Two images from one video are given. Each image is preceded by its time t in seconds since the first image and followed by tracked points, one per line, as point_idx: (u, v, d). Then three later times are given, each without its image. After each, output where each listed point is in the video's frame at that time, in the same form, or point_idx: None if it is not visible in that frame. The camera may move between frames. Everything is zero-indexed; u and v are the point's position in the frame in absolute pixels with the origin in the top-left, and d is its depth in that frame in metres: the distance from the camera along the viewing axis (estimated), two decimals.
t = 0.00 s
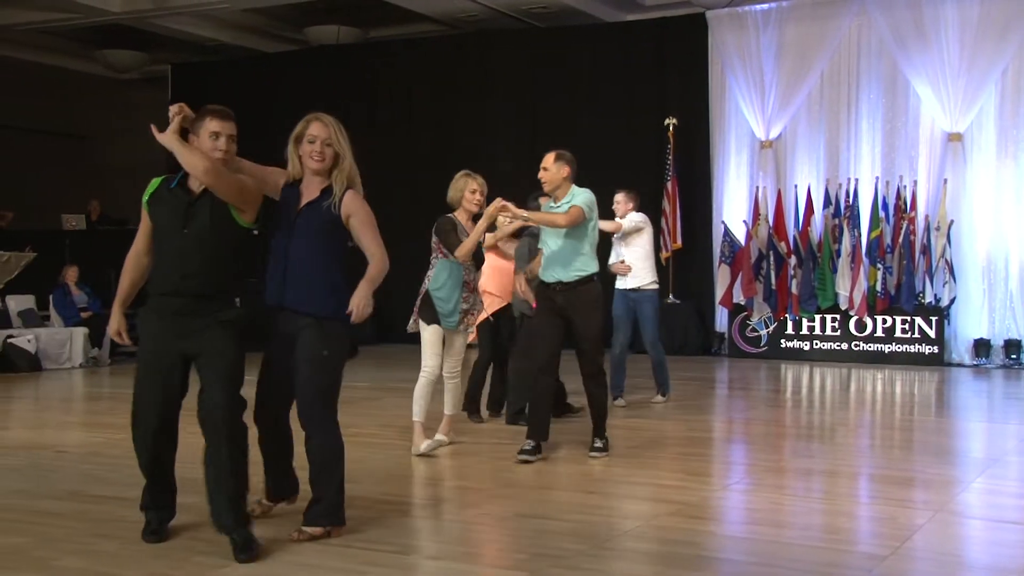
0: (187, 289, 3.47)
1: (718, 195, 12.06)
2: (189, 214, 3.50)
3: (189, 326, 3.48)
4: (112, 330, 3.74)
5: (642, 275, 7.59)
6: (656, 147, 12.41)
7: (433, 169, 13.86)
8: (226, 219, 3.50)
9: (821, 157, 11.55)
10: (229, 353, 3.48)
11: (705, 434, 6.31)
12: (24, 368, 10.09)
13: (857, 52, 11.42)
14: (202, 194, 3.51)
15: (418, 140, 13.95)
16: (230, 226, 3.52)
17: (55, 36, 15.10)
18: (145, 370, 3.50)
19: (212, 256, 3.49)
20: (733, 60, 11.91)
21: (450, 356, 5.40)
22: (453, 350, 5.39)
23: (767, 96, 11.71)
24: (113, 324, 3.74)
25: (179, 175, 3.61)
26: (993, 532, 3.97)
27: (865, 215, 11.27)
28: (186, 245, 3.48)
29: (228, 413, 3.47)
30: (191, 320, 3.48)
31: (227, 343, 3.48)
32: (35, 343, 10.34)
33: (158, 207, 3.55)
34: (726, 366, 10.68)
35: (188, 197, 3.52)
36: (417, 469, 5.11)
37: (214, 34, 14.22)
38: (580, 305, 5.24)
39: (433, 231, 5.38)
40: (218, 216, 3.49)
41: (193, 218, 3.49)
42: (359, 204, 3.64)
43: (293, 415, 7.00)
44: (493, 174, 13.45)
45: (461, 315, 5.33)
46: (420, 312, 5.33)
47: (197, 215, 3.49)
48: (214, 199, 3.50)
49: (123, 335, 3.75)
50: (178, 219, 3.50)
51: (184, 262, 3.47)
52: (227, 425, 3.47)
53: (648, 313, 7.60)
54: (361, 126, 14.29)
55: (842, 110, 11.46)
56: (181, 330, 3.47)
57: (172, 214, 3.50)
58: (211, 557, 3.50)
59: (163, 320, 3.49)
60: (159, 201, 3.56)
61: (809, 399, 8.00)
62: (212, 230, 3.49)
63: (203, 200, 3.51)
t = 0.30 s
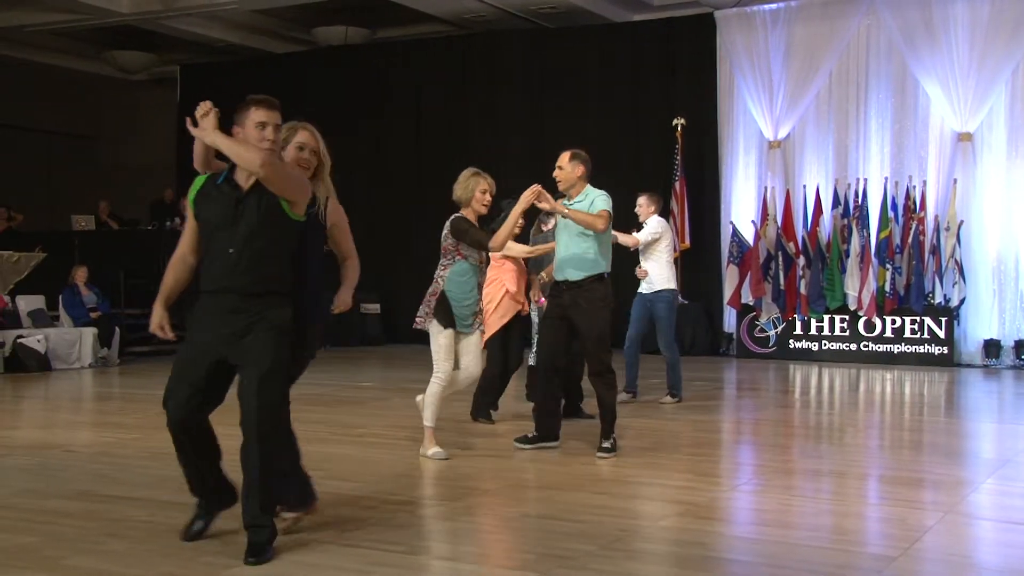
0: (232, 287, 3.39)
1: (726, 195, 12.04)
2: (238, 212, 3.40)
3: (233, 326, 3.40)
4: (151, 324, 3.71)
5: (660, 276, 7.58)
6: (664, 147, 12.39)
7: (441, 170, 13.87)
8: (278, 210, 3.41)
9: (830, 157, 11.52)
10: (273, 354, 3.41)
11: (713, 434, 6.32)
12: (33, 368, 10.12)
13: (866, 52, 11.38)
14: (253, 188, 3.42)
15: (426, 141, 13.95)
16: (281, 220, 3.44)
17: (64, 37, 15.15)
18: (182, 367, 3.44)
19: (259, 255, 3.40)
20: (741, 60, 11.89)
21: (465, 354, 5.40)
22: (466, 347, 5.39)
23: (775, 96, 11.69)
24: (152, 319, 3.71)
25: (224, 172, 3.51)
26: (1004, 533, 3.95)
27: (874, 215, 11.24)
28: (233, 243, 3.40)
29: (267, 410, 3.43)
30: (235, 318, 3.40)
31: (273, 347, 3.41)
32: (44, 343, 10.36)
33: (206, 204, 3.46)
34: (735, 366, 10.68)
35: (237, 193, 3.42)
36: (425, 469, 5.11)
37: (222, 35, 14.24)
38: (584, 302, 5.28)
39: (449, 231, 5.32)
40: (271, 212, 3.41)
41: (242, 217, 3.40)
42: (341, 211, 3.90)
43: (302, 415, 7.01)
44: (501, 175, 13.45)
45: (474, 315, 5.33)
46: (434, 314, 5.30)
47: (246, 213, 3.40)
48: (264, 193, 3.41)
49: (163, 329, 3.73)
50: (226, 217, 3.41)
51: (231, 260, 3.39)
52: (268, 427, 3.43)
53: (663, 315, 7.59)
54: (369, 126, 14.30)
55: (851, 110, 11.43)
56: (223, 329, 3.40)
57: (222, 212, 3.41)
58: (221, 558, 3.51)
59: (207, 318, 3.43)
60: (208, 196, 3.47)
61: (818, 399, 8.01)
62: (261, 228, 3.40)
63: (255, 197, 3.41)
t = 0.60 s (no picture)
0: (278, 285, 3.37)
1: (732, 196, 12.02)
2: (290, 214, 3.41)
3: (279, 325, 3.37)
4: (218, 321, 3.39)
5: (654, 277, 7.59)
6: (670, 147, 12.38)
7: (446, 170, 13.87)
8: (334, 216, 3.44)
9: (836, 157, 11.50)
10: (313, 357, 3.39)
11: (719, 434, 6.32)
12: (40, 368, 10.16)
13: (872, 51, 11.36)
14: (307, 191, 3.44)
15: (432, 141, 13.96)
16: (334, 226, 3.46)
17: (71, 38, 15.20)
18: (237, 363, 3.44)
19: (307, 258, 3.39)
20: (748, 60, 11.88)
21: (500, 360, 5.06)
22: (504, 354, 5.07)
23: (781, 96, 11.67)
24: (218, 318, 3.40)
25: (274, 173, 3.51)
26: (1010, 534, 3.93)
27: (880, 215, 11.22)
28: (283, 243, 3.38)
29: (298, 409, 3.37)
30: (280, 318, 3.37)
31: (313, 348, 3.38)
32: (51, 343, 10.40)
33: (256, 204, 3.43)
34: (741, 367, 10.69)
35: (290, 195, 3.42)
36: (430, 470, 5.11)
37: (228, 36, 14.26)
38: (563, 306, 5.31)
39: (486, 231, 4.91)
40: (325, 216, 3.42)
41: (295, 219, 3.40)
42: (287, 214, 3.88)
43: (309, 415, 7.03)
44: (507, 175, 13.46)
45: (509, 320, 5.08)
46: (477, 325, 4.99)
47: (299, 215, 3.41)
48: (318, 197, 3.43)
49: (234, 329, 3.42)
50: (279, 218, 3.40)
51: (281, 259, 3.37)
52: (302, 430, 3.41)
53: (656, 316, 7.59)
54: (374, 127, 14.32)
55: (858, 110, 11.40)
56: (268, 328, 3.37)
57: (275, 212, 3.40)
58: (227, 558, 3.50)
59: (254, 315, 3.40)
60: (259, 197, 3.45)
61: (824, 399, 8.04)
62: (314, 232, 3.41)
63: (310, 200, 3.43)
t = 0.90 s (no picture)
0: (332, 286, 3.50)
1: (735, 196, 12.01)
2: (336, 217, 3.52)
3: (334, 323, 3.49)
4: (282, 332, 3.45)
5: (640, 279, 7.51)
6: (673, 147, 12.37)
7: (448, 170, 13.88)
8: (377, 218, 3.55)
9: (838, 158, 11.49)
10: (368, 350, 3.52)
11: (721, 435, 6.33)
12: (42, 368, 10.17)
13: (874, 52, 11.35)
14: (349, 195, 3.55)
15: (434, 141, 13.97)
16: (377, 227, 3.57)
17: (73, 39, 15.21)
18: (302, 366, 3.55)
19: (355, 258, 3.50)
20: (750, 61, 11.87)
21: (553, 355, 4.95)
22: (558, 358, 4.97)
23: (784, 96, 11.66)
24: (283, 333, 3.45)
25: (315, 177, 3.61)
26: (1012, 535, 3.93)
27: (882, 215, 11.20)
28: (331, 248, 3.50)
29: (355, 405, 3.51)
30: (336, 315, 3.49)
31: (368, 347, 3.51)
32: (53, 343, 10.41)
33: (303, 209, 3.53)
34: (742, 367, 10.69)
35: (335, 199, 3.53)
36: (432, 470, 5.10)
37: (230, 36, 14.26)
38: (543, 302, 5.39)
39: (529, 228, 4.80)
40: (370, 218, 3.54)
41: (341, 222, 3.52)
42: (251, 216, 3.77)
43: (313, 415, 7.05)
44: (509, 176, 13.47)
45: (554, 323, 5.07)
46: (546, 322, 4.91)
47: (345, 218, 3.52)
48: (361, 199, 3.54)
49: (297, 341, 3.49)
50: (327, 223, 3.51)
51: (331, 262, 3.49)
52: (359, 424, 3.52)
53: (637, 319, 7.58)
54: (376, 127, 14.32)
55: (860, 110, 11.39)
56: (323, 327, 3.49)
57: (324, 216, 3.51)
58: (229, 558, 3.50)
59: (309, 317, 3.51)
60: (305, 202, 3.54)
61: (827, 399, 8.05)
62: (361, 232, 3.53)
63: (353, 202, 3.54)
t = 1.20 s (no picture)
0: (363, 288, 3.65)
1: (735, 196, 12.01)
2: (359, 219, 3.68)
3: (363, 322, 3.67)
4: (320, 327, 3.64)
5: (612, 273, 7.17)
6: (673, 147, 12.37)
7: (448, 170, 13.88)
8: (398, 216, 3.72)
9: (838, 158, 11.48)
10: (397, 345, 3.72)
11: (721, 434, 6.33)
12: (42, 368, 10.17)
13: (874, 52, 11.36)
14: (369, 195, 3.70)
15: (434, 141, 13.97)
16: (399, 224, 3.73)
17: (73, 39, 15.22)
18: (336, 363, 3.70)
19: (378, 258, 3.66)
20: (750, 61, 11.87)
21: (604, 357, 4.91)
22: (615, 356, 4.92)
23: (784, 96, 11.66)
24: (322, 323, 3.65)
25: (336, 180, 3.77)
26: (1013, 535, 3.93)
27: (882, 215, 11.21)
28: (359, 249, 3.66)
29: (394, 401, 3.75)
30: (367, 315, 3.67)
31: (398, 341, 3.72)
32: (53, 343, 10.40)
33: (326, 215, 3.70)
34: (742, 367, 10.70)
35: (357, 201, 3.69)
36: (432, 470, 5.10)
37: (230, 36, 14.26)
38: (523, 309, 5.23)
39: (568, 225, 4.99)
40: (392, 216, 3.71)
41: (363, 223, 3.68)
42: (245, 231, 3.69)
43: (313, 415, 7.05)
44: (509, 176, 13.47)
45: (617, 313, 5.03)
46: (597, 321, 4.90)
47: (366, 219, 3.68)
48: (381, 199, 3.70)
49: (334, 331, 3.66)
50: (351, 225, 3.68)
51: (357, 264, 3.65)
52: (391, 415, 3.75)
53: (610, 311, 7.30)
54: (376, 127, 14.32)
55: (859, 110, 11.40)
56: (354, 326, 3.67)
57: (349, 220, 3.68)
58: (228, 558, 3.50)
59: (339, 318, 3.67)
60: (328, 206, 3.70)
61: (827, 399, 8.07)
62: (382, 231, 3.69)
63: (374, 202, 3.70)
